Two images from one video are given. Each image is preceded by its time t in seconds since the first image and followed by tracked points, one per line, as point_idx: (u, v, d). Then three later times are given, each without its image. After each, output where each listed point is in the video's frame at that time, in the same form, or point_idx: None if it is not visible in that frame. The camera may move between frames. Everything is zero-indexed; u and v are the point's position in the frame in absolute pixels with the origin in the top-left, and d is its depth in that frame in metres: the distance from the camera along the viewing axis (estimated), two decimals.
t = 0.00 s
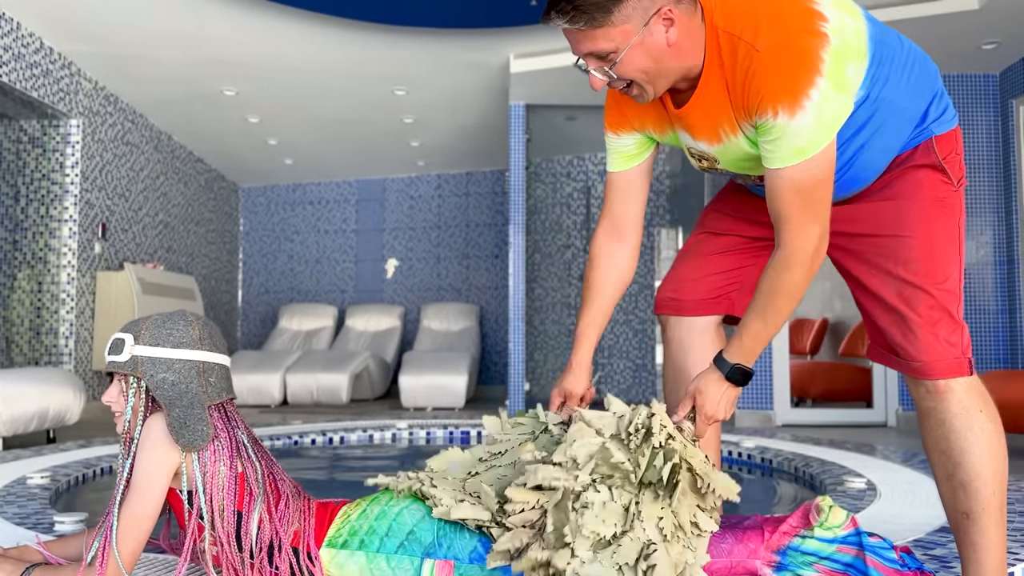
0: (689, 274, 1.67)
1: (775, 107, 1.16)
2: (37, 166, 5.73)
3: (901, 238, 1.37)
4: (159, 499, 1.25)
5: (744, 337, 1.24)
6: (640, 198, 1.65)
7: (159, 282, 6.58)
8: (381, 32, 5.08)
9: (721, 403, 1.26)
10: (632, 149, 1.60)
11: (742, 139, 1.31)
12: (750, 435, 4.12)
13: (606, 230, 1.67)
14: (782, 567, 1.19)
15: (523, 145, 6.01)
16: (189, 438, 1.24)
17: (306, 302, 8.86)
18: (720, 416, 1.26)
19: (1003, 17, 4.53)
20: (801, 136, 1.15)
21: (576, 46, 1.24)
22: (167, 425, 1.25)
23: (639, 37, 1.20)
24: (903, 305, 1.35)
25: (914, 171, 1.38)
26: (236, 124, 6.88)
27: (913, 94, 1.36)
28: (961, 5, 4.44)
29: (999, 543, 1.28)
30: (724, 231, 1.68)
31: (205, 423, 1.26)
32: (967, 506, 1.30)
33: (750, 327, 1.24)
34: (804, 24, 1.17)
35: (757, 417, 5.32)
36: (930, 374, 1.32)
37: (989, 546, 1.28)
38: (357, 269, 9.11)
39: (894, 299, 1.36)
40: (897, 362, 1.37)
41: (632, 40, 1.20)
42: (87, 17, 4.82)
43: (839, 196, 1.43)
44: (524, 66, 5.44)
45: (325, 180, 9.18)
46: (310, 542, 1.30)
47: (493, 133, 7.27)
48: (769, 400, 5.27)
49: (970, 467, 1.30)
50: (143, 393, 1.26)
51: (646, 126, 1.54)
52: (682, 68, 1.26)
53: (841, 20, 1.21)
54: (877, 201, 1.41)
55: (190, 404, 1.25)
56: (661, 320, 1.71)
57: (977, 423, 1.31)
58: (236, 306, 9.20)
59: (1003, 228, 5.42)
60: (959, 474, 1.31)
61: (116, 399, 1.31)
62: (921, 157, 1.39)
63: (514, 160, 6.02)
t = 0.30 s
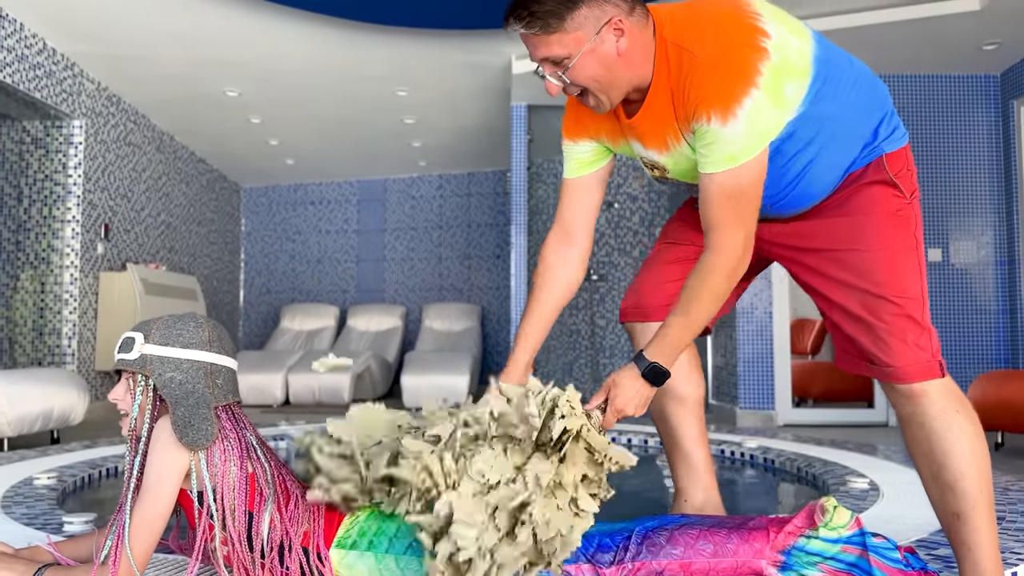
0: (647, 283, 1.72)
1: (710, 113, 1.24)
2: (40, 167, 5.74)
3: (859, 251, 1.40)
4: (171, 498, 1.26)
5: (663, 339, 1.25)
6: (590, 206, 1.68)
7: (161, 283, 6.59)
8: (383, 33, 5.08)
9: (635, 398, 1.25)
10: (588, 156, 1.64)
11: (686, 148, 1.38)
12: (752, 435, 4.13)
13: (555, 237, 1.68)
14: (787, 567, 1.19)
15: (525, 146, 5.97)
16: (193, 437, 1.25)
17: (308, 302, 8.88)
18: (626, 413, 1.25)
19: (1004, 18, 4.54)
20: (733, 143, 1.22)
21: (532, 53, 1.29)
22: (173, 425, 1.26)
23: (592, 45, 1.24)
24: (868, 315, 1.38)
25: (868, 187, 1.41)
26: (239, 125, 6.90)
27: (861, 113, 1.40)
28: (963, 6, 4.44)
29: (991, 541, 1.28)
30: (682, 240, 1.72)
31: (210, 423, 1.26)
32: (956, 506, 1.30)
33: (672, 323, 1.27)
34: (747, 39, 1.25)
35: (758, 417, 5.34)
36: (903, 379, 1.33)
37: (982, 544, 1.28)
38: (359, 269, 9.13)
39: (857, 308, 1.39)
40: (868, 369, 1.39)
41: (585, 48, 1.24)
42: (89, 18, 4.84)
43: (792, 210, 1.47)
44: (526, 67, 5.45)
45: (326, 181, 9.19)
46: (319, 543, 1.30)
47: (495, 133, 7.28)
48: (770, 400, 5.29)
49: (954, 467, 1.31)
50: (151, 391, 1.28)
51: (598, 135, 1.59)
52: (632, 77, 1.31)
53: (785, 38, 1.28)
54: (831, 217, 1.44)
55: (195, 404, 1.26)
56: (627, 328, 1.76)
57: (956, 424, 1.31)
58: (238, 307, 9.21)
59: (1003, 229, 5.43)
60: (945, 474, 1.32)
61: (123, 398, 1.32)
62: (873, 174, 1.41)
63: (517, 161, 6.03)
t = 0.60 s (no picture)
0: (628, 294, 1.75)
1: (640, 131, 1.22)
2: (43, 168, 5.76)
3: (835, 266, 1.44)
4: (181, 500, 1.27)
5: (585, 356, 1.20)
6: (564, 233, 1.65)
7: (165, 284, 6.60)
8: (385, 34, 5.09)
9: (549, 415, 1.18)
10: (561, 183, 1.63)
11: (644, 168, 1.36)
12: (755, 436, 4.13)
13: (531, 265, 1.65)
14: (793, 569, 1.20)
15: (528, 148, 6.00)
16: (206, 440, 1.26)
17: (311, 303, 8.90)
18: (538, 428, 1.19)
19: (1007, 18, 4.54)
20: (666, 160, 1.20)
21: (495, 87, 1.28)
22: (185, 428, 1.26)
23: (547, 75, 1.23)
24: (849, 326, 1.41)
25: (837, 203, 1.45)
26: (242, 126, 6.91)
27: (824, 128, 1.43)
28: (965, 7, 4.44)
29: (989, 540, 1.29)
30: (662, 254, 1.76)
31: (221, 426, 1.27)
32: (953, 506, 1.31)
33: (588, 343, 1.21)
34: (687, 63, 1.23)
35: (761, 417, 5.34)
36: (889, 385, 1.36)
37: (981, 543, 1.28)
38: (361, 269, 9.14)
39: (839, 320, 1.43)
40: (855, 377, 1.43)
41: (539, 79, 1.23)
42: (92, 20, 4.85)
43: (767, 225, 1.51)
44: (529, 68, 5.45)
45: (329, 181, 9.21)
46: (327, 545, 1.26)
47: (497, 134, 7.28)
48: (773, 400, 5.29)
49: (948, 469, 1.31)
50: (161, 397, 1.27)
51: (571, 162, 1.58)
52: (590, 104, 1.29)
53: (728, 59, 1.28)
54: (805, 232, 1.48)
55: (207, 407, 1.27)
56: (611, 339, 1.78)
57: (946, 426, 1.32)
58: (240, 307, 9.22)
59: (1005, 230, 5.45)
60: (940, 476, 1.32)
61: (132, 403, 1.33)
62: (841, 189, 1.45)
63: (520, 162, 6.04)
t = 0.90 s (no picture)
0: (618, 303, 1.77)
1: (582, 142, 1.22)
2: (48, 169, 5.79)
3: (823, 273, 1.47)
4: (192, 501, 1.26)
5: (512, 354, 1.23)
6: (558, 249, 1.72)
7: (169, 285, 6.62)
8: (389, 36, 5.10)
9: (469, 416, 1.20)
10: (547, 205, 1.70)
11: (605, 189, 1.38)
12: (758, 436, 4.14)
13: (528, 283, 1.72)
14: (799, 570, 1.20)
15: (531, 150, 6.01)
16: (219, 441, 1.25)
17: (314, 304, 8.91)
18: (451, 422, 1.19)
19: (1011, 20, 4.54)
20: (602, 167, 1.21)
21: (468, 120, 1.33)
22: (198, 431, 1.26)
23: (514, 104, 1.28)
24: (839, 331, 1.44)
25: (819, 210, 1.47)
26: (246, 127, 6.93)
27: (799, 134, 1.44)
28: (968, 8, 4.45)
29: (991, 540, 1.28)
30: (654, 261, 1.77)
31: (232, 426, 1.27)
32: (953, 507, 1.30)
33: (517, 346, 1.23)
34: (633, 82, 1.25)
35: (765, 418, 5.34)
36: (882, 387, 1.37)
37: (982, 543, 1.27)
38: (365, 270, 9.15)
39: (829, 325, 1.46)
40: (847, 379, 1.45)
41: (507, 109, 1.28)
42: (97, 22, 4.87)
43: (748, 233, 1.53)
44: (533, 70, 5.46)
45: (332, 183, 9.23)
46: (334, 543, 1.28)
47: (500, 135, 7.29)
48: (777, 401, 5.29)
49: (947, 469, 1.31)
50: (169, 399, 1.29)
51: (552, 185, 1.64)
52: (558, 128, 1.34)
53: (681, 77, 1.30)
54: (792, 240, 1.51)
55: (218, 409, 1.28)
56: (605, 345, 1.81)
57: (944, 425, 1.33)
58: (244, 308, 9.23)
59: (1009, 230, 5.44)
60: (939, 477, 1.32)
61: (142, 406, 1.35)
62: (822, 196, 1.47)
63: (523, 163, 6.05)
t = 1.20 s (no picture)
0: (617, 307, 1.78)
1: (570, 161, 1.25)
2: (54, 172, 5.82)
3: (815, 275, 1.48)
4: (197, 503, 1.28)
5: (508, 375, 1.23)
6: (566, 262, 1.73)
7: (174, 287, 6.64)
8: (393, 39, 5.12)
9: (469, 429, 1.17)
10: (546, 218, 1.70)
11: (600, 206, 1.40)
12: (762, 438, 4.14)
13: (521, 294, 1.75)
14: (803, 571, 1.21)
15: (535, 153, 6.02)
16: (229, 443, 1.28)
17: (319, 306, 8.93)
18: (454, 438, 1.15)
19: (1015, 22, 4.54)
20: (588, 188, 1.23)
21: (459, 145, 1.34)
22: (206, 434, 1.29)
23: (503, 127, 1.29)
24: (834, 333, 1.46)
25: (810, 212, 1.49)
26: (250, 129, 6.95)
27: (787, 139, 1.45)
28: (971, 10, 4.45)
29: (990, 539, 1.28)
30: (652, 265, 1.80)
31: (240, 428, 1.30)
32: (951, 505, 1.31)
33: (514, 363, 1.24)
34: (616, 99, 1.26)
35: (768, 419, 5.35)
36: (878, 388, 1.38)
37: (982, 542, 1.28)
38: (368, 272, 9.17)
39: (824, 327, 1.47)
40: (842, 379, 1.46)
41: (497, 132, 1.29)
42: (102, 26, 4.89)
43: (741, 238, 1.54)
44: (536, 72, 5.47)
45: (336, 185, 9.25)
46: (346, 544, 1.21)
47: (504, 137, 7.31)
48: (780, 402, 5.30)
49: (944, 467, 1.32)
50: (179, 405, 1.30)
51: (546, 201, 1.65)
52: (548, 148, 1.35)
53: (666, 90, 1.31)
54: (784, 243, 1.52)
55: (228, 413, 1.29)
56: (604, 350, 1.82)
57: (939, 424, 1.34)
58: (249, 310, 9.26)
59: (1012, 232, 5.44)
60: (936, 475, 1.33)
61: (150, 412, 1.34)
62: (813, 200, 1.48)
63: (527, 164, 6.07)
